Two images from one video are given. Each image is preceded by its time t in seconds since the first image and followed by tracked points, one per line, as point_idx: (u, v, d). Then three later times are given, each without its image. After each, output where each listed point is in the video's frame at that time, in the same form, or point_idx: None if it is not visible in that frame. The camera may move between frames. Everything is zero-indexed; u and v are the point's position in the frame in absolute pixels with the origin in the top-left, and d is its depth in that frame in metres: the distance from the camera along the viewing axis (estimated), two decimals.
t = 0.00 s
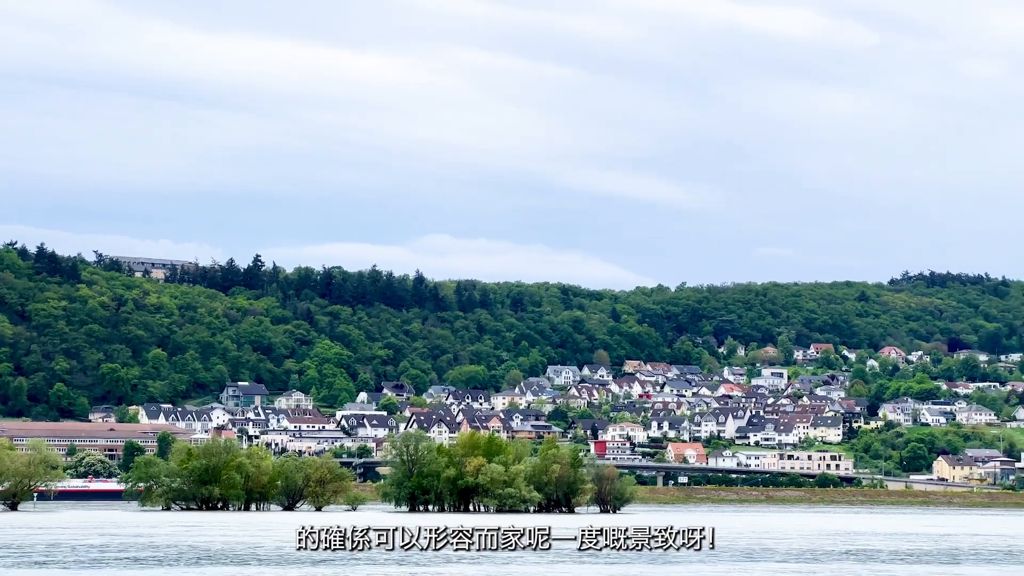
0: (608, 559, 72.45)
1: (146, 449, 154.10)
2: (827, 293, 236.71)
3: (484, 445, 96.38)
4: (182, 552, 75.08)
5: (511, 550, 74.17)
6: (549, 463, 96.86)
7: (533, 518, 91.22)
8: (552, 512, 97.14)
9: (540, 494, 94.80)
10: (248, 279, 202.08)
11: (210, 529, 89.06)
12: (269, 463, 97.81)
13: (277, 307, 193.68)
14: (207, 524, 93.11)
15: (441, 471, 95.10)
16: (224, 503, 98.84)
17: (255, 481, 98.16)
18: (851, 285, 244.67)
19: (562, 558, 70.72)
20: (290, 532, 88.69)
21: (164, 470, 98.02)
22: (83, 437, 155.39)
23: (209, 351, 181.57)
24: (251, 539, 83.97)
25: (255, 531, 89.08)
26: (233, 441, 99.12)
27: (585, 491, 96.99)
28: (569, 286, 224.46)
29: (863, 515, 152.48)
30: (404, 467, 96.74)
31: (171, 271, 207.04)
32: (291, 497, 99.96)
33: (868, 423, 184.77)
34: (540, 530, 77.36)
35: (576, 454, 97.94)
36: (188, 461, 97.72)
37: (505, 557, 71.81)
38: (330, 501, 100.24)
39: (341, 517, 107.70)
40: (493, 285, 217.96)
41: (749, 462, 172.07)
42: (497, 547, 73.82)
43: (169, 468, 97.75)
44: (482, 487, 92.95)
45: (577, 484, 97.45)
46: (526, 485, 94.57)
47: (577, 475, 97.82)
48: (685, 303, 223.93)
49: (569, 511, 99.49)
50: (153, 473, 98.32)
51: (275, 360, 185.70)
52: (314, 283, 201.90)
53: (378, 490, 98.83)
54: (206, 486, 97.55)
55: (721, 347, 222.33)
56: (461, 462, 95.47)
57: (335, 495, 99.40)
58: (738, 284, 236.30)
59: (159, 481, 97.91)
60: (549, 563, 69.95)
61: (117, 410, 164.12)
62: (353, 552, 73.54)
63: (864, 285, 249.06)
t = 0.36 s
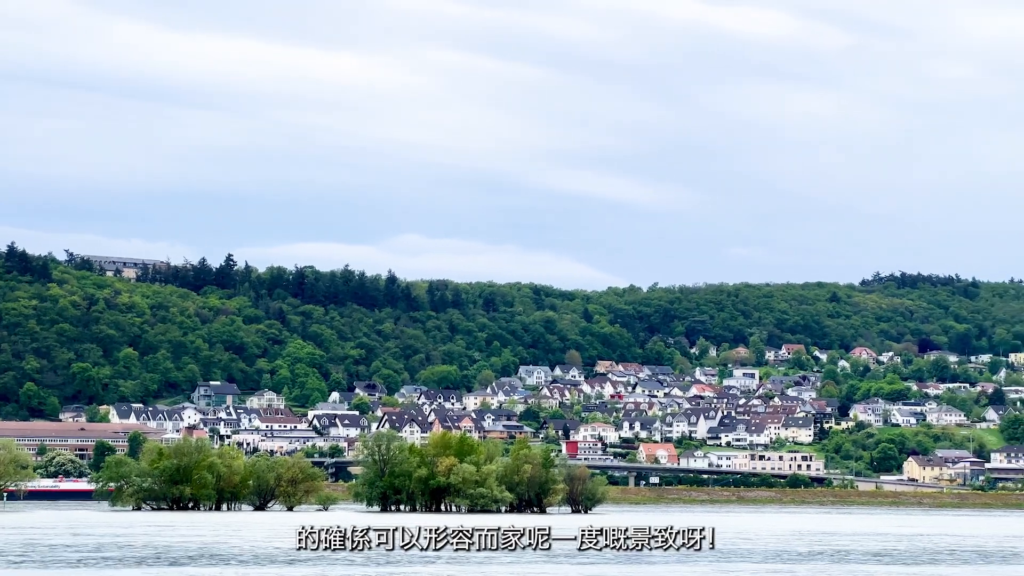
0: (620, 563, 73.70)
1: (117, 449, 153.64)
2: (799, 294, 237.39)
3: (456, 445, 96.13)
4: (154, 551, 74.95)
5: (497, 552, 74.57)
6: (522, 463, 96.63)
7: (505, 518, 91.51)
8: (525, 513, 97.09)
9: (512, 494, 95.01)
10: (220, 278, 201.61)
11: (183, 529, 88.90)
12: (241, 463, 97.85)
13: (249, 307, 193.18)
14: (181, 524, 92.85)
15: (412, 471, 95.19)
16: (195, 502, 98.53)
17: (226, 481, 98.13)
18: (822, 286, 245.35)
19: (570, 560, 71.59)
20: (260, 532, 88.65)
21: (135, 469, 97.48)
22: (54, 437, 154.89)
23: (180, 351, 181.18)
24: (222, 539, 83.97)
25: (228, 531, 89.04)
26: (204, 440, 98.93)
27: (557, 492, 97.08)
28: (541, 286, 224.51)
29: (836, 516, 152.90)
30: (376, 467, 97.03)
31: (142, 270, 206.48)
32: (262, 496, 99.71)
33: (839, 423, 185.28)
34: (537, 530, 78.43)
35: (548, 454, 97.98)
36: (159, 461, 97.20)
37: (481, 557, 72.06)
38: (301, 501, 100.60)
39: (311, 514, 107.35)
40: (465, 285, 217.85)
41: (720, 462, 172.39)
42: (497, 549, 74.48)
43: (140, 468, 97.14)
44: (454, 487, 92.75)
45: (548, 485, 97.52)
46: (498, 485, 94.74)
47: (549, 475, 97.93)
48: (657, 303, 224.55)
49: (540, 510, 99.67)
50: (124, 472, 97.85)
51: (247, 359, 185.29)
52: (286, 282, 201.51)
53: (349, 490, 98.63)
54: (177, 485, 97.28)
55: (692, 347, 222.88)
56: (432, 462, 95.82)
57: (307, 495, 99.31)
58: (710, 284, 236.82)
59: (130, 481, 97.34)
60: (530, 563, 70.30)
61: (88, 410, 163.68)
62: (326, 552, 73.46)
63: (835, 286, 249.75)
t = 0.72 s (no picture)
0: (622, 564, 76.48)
1: (88, 451, 153.17)
2: (771, 298, 237.85)
3: (427, 448, 95.97)
4: (131, 554, 75.27)
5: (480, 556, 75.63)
6: (493, 466, 96.64)
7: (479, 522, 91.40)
8: (497, 516, 96.93)
9: (484, 497, 94.66)
10: (192, 280, 201.15)
11: (157, 532, 88.95)
12: (212, 465, 97.89)
13: (222, 309, 192.56)
14: (156, 527, 92.77)
15: (384, 473, 94.55)
16: (167, 505, 98.42)
17: (197, 484, 98.25)
18: (794, 289, 245.84)
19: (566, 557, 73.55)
20: (234, 536, 88.53)
21: (107, 472, 97.21)
22: (25, 440, 154.42)
23: (152, 353, 180.41)
24: (197, 542, 84.30)
25: (201, 534, 89.03)
26: (176, 443, 98.93)
27: (529, 495, 97.37)
28: (513, 289, 224.51)
29: (810, 519, 153.37)
30: (348, 469, 95.71)
31: (114, 273, 205.97)
32: (234, 500, 100.01)
33: (811, 427, 185.45)
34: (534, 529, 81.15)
35: (520, 457, 98.12)
36: (130, 463, 96.87)
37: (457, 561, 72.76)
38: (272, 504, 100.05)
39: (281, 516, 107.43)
40: (437, 288, 217.54)
41: (692, 465, 172.58)
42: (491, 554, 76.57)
43: (111, 470, 96.58)
44: (426, 490, 93.00)
45: (520, 488, 97.93)
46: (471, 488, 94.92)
47: (520, 478, 98.23)
48: (630, 307, 225.41)
49: (511, 514, 99.65)
50: (94, 475, 97.16)
51: (218, 362, 184.69)
52: (258, 284, 200.94)
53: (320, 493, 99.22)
54: (148, 489, 97.14)
55: (665, 351, 223.22)
56: (405, 465, 95.23)
57: (278, 498, 99.03)
58: (683, 287, 237.27)
59: (100, 483, 96.70)
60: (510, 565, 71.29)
61: (59, 412, 163.27)
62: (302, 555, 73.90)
63: (807, 290, 250.32)
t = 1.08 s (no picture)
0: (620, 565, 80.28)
1: (60, 456, 152.64)
2: (746, 303, 237.99)
3: (401, 453, 96.15)
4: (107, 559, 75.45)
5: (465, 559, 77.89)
6: (467, 471, 96.27)
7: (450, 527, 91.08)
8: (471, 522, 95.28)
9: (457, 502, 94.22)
10: (166, 284, 200.72)
11: (130, 537, 88.87)
12: (186, 469, 96.95)
13: (196, 313, 192.10)
14: (131, 531, 92.68)
15: (358, 479, 94.64)
16: (139, 510, 98.20)
17: (171, 489, 97.80)
18: (769, 295, 246.07)
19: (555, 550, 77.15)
20: (211, 542, 88.17)
21: (79, 476, 97.12)
22: None
23: (126, 358, 180.05)
24: (173, 546, 84.54)
25: (176, 540, 88.99)
26: (149, 446, 97.94)
27: (503, 500, 95.81)
28: (488, 294, 224.36)
29: (784, 525, 153.33)
30: (322, 474, 95.90)
31: (88, 276, 205.51)
32: (208, 503, 100.16)
33: (785, 433, 185.44)
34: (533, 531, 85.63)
35: (494, 462, 97.18)
36: (103, 468, 96.29)
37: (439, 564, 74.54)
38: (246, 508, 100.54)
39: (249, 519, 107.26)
40: (412, 292, 217.24)
41: (667, 471, 172.43)
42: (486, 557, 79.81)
43: (83, 475, 96.47)
44: (400, 495, 93.01)
45: (495, 493, 96.77)
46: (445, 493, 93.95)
47: (495, 483, 96.82)
48: (604, 313, 225.66)
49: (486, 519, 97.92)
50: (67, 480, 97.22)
51: (192, 366, 184.10)
52: (233, 288, 200.53)
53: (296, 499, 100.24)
54: (121, 493, 96.45)
55: (639, 356, 223.31)
56: (378, 469, 95.32)
57: (251, 503, 99.55)
58: (658, 292, 237.48)
59: (73, 488, 96.83)
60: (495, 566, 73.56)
61: (31, 417, 162.86)
62: (283, 561, 75.20)
63: (782, 295, 250.56)
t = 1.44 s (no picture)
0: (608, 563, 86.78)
1: (36, 461, 152.31)
2: (723, 310, 238.42)
3: (378, 458, 97.04)
4: (95, 564, 75.84)
5: (456, 558, 83.59)
6: (444, 476, 96.12)
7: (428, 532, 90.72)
8: (449, 528, 95.16)
9: (435, 507, 94.09)
10: (143, 290, 200.54)
11: (111, 542, 88.58)
12: (162, 476, 97.42)
13: (173, 319, 191.88)
14: (111, 536, 92.57)
15: (336, 484, 95.16)
16: (116, 516, 98.00)
17: (147, 494, 97.72)
18: (746, 301, 246.52)
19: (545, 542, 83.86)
20: (193, 547, 88.39)
21: (55, 482, 96.65)
22: None
23: (102, 362, 179.71)
24: (155, 551, 84.80)
25: (158, 545, 88.73)
26: (126, 452, 98.24)
27: (480, 506, 95.73)
28: (466, 300, 224.44)
29: (761, 531, 153.41)
30: (299, 479, 96.72)
31: (65, 282, 205.23)
32: (185, 509, 99.22)
33: (762, 439, 185.67)
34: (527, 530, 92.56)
35: (472, 467, 97.12)
36: (79, 473, 96.49)
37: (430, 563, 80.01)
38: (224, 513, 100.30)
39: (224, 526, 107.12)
40: (389, 298, 217.16)
41: (644, 477, 172.59)
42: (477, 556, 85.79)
43: (60, 480, 96.25)
44: (377, 500, 93.08)
45: (472, 498, 96.39)
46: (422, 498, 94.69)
47: (472, 488, 96.87)
48: (582, 319, 225.65)
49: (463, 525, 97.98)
50: (43, 485, 96.92)
51: (169, 371, 183.85)
52: (210, 294, 200.31)
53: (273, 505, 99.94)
54: (97, 498, 96.34)
55: (617, 362, 223.60)
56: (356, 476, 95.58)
57: (229, 508, 99.14)
58: (635, 298, 237.86)
59: (49, 493, 96.37)
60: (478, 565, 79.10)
61: (7, 423, 162.55)
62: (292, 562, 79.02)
63: (760, 301, 250.99)
